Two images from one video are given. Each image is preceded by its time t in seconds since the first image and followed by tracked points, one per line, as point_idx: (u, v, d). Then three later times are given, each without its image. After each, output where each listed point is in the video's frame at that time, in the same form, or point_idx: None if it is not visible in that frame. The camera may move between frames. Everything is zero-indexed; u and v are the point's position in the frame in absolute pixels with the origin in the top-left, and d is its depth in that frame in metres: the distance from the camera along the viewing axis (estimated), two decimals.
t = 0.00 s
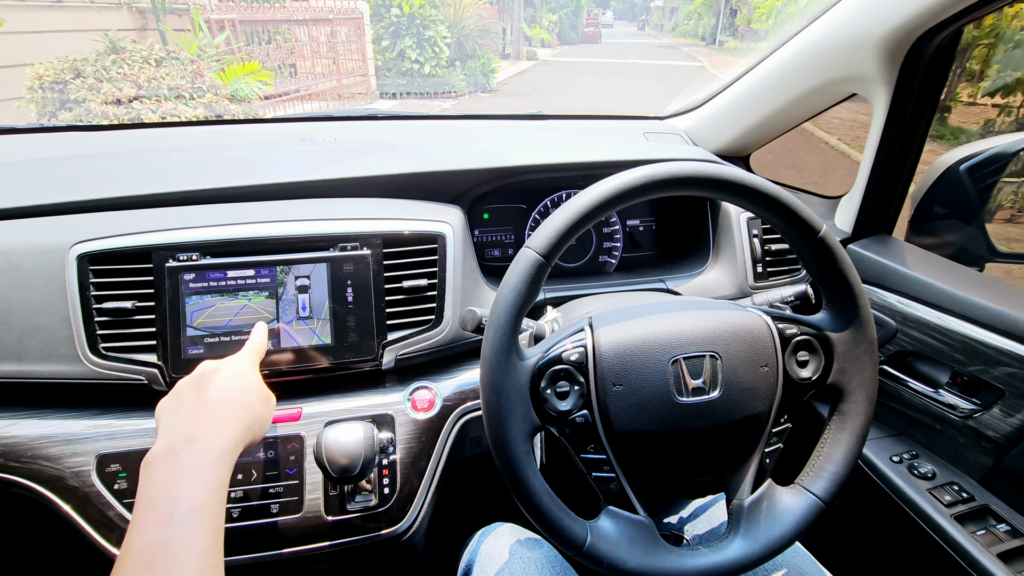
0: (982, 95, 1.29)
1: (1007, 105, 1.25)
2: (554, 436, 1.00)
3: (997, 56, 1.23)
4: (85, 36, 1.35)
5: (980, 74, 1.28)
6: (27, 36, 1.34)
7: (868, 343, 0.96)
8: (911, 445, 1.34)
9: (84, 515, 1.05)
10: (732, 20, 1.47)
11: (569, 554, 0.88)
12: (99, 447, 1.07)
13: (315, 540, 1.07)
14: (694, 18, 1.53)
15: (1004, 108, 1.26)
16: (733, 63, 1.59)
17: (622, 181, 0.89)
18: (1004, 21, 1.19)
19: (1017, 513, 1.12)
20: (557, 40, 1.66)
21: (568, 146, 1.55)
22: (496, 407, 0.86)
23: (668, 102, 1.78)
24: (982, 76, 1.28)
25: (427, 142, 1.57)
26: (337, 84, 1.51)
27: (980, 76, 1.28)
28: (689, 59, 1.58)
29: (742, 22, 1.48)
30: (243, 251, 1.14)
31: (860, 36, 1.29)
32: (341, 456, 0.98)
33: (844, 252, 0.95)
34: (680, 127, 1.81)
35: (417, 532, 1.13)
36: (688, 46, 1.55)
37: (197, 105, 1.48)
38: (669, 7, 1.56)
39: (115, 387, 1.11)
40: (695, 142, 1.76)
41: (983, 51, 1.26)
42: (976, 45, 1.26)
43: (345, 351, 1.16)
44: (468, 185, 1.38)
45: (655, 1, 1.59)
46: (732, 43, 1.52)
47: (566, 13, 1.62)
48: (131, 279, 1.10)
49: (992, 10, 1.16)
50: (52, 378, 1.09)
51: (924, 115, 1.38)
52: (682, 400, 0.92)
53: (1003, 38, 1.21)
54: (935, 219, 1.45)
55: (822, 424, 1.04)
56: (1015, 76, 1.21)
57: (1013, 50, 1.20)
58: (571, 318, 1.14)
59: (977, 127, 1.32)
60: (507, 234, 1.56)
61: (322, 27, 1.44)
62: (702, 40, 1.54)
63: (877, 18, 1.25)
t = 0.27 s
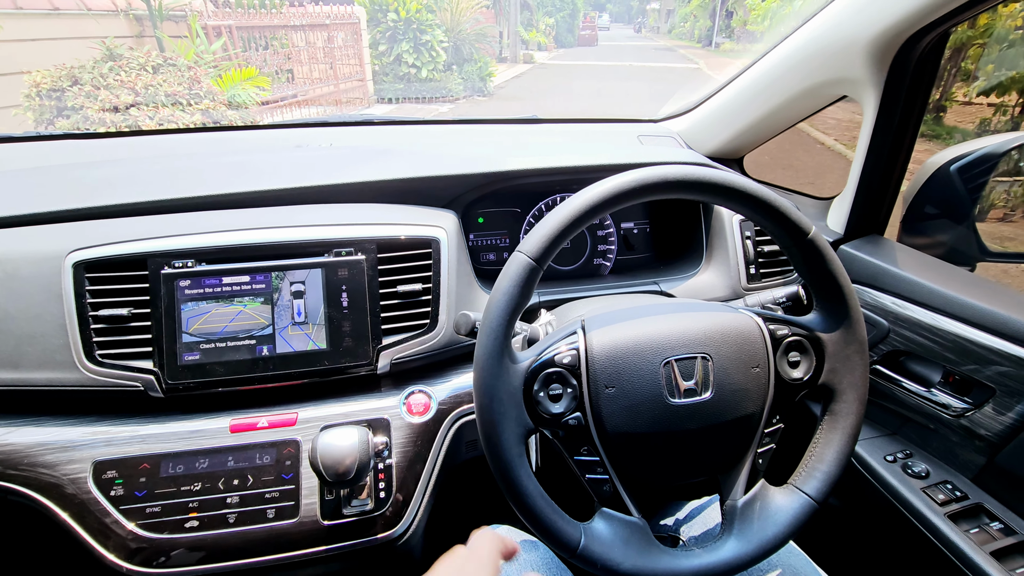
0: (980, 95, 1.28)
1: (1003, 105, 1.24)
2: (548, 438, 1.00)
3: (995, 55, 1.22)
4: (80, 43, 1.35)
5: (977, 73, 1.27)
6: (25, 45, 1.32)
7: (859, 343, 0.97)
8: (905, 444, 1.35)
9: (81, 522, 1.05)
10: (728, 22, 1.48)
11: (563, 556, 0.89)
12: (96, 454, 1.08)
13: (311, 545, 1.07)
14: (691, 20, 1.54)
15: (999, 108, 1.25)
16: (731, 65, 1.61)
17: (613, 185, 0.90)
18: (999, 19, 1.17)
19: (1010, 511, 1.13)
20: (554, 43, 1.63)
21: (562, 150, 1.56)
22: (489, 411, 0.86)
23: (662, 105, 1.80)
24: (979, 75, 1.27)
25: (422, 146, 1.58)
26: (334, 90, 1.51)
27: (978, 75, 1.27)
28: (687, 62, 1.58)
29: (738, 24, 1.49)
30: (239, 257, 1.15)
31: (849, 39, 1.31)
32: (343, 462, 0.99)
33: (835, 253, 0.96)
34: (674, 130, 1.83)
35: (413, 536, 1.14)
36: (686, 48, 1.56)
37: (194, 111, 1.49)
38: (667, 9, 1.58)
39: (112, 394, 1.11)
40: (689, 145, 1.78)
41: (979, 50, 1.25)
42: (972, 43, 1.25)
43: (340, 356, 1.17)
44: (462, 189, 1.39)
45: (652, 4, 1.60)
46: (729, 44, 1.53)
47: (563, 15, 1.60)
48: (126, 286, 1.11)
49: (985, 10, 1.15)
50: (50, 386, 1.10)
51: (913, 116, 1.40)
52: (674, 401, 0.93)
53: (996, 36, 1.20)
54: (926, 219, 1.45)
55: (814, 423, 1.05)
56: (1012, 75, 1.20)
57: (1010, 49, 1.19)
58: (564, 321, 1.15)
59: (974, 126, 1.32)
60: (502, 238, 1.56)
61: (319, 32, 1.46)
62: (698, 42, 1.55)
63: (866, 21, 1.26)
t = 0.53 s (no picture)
0: (975, 95, 1.28)
1: (1000, 104, 1.25)
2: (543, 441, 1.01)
3: (986, 54, 1.22)
4: (78, 50, 1.36)
5: (971, 72, 1.27)
6: (20, 52, 1.32)
7: (851, 343, 0.98)
8: (899, 443, 1.35)
9: (79, 527, 1.05)
10: (725, 24, 1.50)
11: (558, 557, 0.90)
12: (93, 460, 1.08)
13: (308, 549, 1.08)
14: (687, 23, 1.54)
15: (996, 107, 1.26)
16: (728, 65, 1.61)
17: (604, 189, 0.90)
18: (993, 19, 1.17)
19: (1005, 509, 1.14)
20: (551, 47, 1.68)
21: (557, 153, 1.57)
22: (483, 414, 0.87)
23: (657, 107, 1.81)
24: (974, 75, 1.27)
25: (418, 151, 1.58)
26: (333, 94, 1.55)
27: (972, 74, 1.27)
28: (684, 64, 1.60)
29: (734, 26, 1.51)
30: (235, 262, 1.16)
31: (839, 42, 1.31)
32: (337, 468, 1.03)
33: (826, 254, 0.96)
34: (669, 132, 1.85)
35: (410, 539, 1.14)
36: (682, 49, 1.58)
37: (193, 117, 1.50)
38: (663, 11, 1.60)
39: (108, 400, 1.12)
40: (684, 148, 1.79)
41: (972, 48, 1.24)
42: (966, 43, 1.25)
43: (336, 360, 1.18)
44: (457, 194, 1.39)
45: (649, 7, 1.63)
46: (726, 46, 1.55)
47: (562, 18, 1.66)
48: (123, 292, 1.11)
49: (978, 9, 1.14)
50: (46, 393, 1.10)
51: (903, 118, 1.41)
52: (667, 403, 0.93)
53: (989, 36, 1.20)
54: (919, 219, 1.46)
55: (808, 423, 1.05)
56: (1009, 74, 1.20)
57: (1005, 48, 1.19)
58: (558, 324, 1.16)
59: (971, 126, 1.32)
60: (498, 241, 1.57)
61: (317, 38, 1.48)
62: (694, 44, 1.55)
63: (855, 24, 1.27)
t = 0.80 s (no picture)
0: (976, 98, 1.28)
1: (1003, 107, 1.23)
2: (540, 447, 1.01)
3: (985, 57, 1.22)
4: (83, 55, 1.36)
5: (971, 75, 1.26)
6: (26, 57, 1.34)
7: (846, 350, 0.98)
8: (898, 449, 1.35)
9: (78, 533, 1.06)
10: (726, 27, 1.51)
11: (555, 564, 0.90)
12: (93, 466, 1.09)
13: (305, 555, 1.08)
14: (689, 25, 1.55)
15: (998, 111, 1.25)
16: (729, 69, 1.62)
17: (599, 197, 0.91)
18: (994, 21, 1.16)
19: (1004, 516, 1.13)
20: (553, 50, 1.64)
21: (556, 159, 1.58)
22: (478, 421, 0.88)
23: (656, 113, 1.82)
24: (974, 78, 1.26)
25: (418, 157, 1.59)
26: (335, 98, 1.54)
27: (972, 78, 1.27)
28: (685, 66, 1.60)
29: (736, 28, 1.51)
30: (235, 269, 1.16)
31: (836, 48, 1.32)
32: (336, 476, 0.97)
33: (822, 261, 0.97)
34: (667, 138, 1.86)
35: (408, 545, 1.14)
36: (684, 52, 1.57)
37: (195, 122, 1.51)
38: (664, 14, 1.56)
39: (108, 406, 1.12)
40: (682, 153, 1.80)
41: (972, 50, 1.24)
42: (966, 45, 1.24)
43: (335, 366, 1.18)
44: (456, 200, 1.40)
45: (650, 9, 1.58)
46: (727, 48, 1.55)
47: (563, 22, 1.59)
48: (124, 299, 1.12)
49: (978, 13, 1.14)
50: (47, 400, 1.11)
51: (900, 123, 1.41)
52: (663, 410, 0.93)
53: (989, 38, 1.20)
54: (917, 224, 1.47)
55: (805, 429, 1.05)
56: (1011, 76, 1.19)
57: (1007, 50, 1.18)
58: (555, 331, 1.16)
59: (972, 129, 1.31)
60: (497, 247, 1.58)
61: (319, 42, 1.47)
62: (696, 47, 1.56)
63: (852, 30, 1.28)
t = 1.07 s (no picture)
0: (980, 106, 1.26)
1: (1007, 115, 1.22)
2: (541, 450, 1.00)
3: (988, 65, 1.22)
4: (89, 55, 1.36)
5: (975, 83, 1.26)
6: (34, 56, 1.34)
7: (851, 356, 0.97)
8: (902, 456, 1.34)
9: (78, 532, 1.05)
10: (731, 33, 1.50)
11: (556, 569, 0.89)
12: (93, 465, 1.08)
13: (305, 556, 1.07)
14: (693, 30, 1.54)
15: (1002, 119, 1.23)
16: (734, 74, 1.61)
17: (603, 200, 0.91)
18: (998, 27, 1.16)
19: (1009, 525, 1.12)
20: (558, 53, 1.62)
21: (560, 162, 1.58)
22: (480, 423, 0.87)
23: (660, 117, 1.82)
24: (978, 86, 1.25)
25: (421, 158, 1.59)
26: (339, 100, 1.54)
27: (976, 85, 1.26)
28: (689, 71, 1.58)
29: (740, 34, 1.50)
30: (238, 268, 1.16)
31: (841, 54, 1.31)
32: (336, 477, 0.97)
33: (826, 266, 0.96)
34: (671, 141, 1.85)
35: (408, 547, 1.14)
36: (688, 58, 1.55)
37: (199, 122, 1.51)
38: (668, 19, 1.57)
39: (109, 405, 1.12)
40: (686, 157, 1.79)
41: (977, 57, 1.23)
42: (971, 52, 1.24)
43: (336, 367, 1.18)
44: (460, 202, 1.40)
45: (655, 14, 1.61)
46: (731, 54, 1.54)
47: (567, 26, 1.58)
48: (126, 297, 1.12)
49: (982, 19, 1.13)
50: (48, 398, 1.11)
51: (905, 129, 1.41)
52: (666, 414, 0.92)
53: (993, 44, 1.19)
54: (921, 231, 1.46)
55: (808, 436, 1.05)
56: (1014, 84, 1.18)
57: (1010, 57, 1.17)
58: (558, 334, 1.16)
59: (976, 137, 1.30)
60: (499, 249, 1.58)
61: (324, 44, 1.47)
62: (700, 53, 1.55)
63: (857, 36, 1.27)
